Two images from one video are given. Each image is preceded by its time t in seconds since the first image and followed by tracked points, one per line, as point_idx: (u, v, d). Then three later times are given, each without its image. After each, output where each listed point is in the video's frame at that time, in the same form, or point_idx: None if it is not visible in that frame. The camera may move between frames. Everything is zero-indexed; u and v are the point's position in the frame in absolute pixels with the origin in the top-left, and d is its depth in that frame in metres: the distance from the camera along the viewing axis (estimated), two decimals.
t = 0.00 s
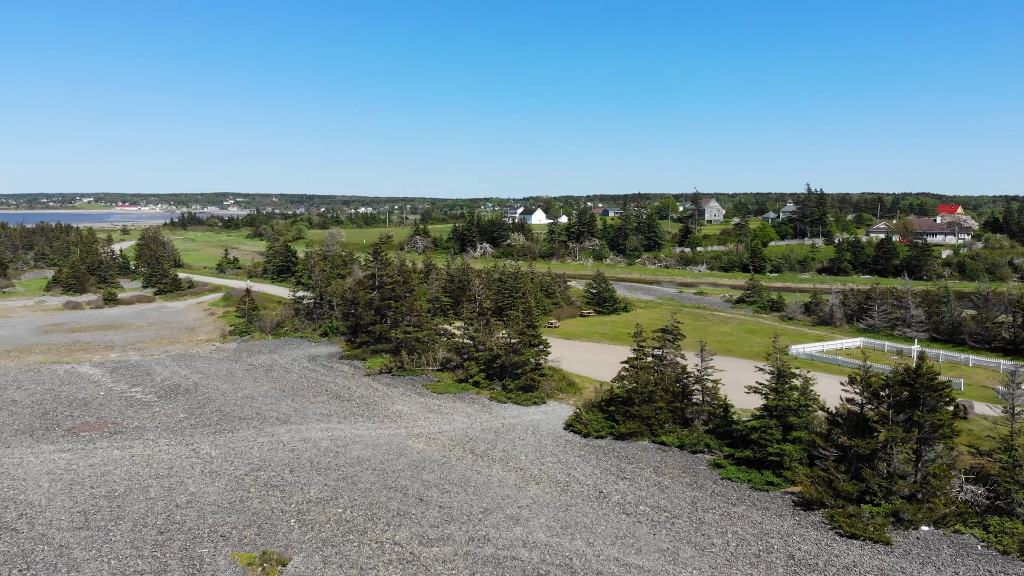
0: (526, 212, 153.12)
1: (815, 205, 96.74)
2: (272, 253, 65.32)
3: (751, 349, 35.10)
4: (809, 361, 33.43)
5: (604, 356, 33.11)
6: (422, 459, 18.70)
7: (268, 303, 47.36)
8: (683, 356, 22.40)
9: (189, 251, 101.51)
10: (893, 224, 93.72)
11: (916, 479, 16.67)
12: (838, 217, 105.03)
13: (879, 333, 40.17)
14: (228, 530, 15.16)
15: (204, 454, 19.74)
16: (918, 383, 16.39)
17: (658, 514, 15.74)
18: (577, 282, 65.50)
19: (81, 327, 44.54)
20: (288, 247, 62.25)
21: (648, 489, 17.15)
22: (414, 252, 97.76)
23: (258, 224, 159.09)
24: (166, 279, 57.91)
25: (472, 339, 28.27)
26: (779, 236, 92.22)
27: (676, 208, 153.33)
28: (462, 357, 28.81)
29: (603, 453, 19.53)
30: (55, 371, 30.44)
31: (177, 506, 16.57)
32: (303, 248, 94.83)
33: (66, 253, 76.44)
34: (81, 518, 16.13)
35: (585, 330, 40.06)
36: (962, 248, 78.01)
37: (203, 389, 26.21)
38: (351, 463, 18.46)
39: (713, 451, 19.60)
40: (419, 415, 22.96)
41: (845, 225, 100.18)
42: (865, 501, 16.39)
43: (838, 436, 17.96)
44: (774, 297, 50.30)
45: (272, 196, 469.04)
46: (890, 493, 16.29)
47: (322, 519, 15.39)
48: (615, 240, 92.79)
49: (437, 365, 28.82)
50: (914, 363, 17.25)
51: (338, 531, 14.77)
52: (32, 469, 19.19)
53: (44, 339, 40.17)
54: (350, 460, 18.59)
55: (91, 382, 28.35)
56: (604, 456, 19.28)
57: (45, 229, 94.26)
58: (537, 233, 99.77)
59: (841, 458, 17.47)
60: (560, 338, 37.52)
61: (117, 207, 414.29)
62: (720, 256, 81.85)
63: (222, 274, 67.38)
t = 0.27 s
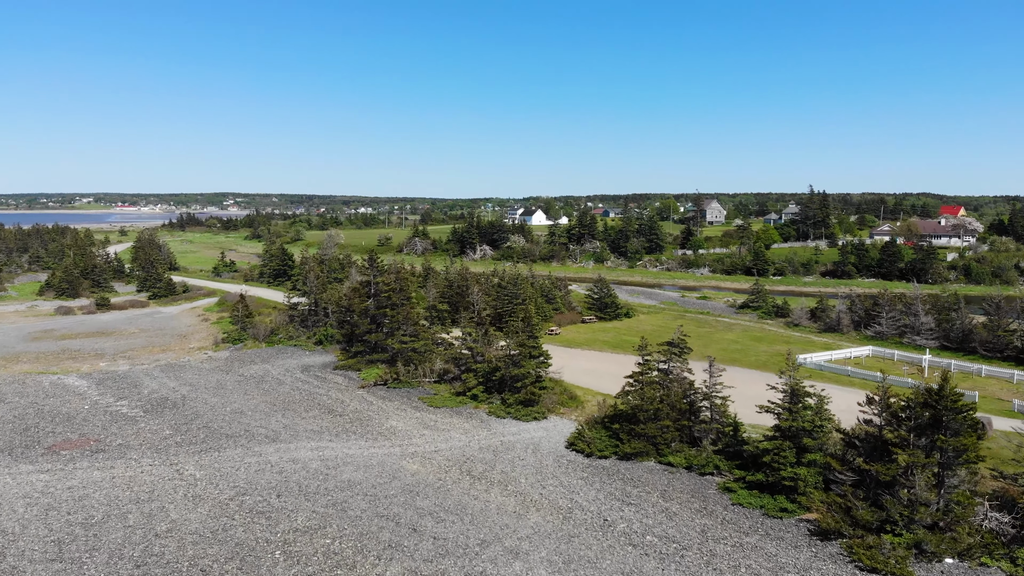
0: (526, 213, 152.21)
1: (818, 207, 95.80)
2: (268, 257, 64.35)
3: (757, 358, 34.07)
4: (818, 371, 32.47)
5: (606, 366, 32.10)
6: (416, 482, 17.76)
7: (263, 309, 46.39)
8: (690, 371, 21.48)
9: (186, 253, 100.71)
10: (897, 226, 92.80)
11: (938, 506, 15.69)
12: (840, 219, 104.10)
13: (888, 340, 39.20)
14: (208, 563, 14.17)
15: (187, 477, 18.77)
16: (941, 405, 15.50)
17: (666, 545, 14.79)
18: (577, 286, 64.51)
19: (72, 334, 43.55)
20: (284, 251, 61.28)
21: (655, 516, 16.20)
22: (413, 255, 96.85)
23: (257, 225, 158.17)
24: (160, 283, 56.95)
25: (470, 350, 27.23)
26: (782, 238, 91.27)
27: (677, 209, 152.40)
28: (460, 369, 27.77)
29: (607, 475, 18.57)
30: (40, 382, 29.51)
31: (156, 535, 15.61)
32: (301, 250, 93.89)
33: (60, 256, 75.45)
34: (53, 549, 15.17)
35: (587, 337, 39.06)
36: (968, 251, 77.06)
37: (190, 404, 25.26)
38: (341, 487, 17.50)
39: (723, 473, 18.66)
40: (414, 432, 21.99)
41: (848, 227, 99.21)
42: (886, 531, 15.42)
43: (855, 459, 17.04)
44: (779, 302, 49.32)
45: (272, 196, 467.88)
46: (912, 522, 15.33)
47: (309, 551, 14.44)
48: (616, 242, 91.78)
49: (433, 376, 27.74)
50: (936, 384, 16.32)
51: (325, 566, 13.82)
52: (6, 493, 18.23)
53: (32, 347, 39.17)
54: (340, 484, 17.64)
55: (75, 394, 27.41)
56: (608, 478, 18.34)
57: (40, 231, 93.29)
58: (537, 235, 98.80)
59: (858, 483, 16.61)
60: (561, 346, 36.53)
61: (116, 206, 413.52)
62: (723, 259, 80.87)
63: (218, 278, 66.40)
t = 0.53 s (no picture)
0: (526, 214, 151.33)
1: (820, 209, 94.86)
2: (264, 260, 63.38)
3: (764, 367, 33.12)
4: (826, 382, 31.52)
5: (608, 376, 31.15)
6: (409, 508, 16.85)
7: (257, 315, 45.42)
8: (698, 387, 20.59)
9: (183, 255, 99.84)
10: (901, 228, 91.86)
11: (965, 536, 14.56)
12: (843, 220, 103.15)
13: (897, 348, 38.30)
14: None
15: (169, 501, 17.85)
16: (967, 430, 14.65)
17: None
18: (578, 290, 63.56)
19: (61, 341, 42.61)
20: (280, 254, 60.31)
21: (663, 546, 15.28)
22: (412, 257, 95.99)
23: (256, 226, 157.34)
24: (154, 287, 56.00)
25: (468, 361, 26.25)
26: (785, 241, 90.30)
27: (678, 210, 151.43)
28: (458, 380, 26.81)
29: (611, 499, 17.65)
30: (25, 394, 28.60)
31: (133, 568, 14.68)
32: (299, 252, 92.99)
33: (54, 259, 74.51)
34: None
35: (588, 344, 38.11)
36: (973, 254, 76.10)
37: (177, 420, 24.37)
38: (330, 514, 16.58)
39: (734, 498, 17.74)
40: (409, 450, 21.10)
41: (851, 229, 98.21)
42: (909, 564, 14.40)
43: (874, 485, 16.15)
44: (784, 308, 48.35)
45: (271, 197, 467.06)
46: (936, 554, 14.23)
47: None
48: (617, 245, 90.82)
49: (430, 389, 26.76)
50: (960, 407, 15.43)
51: None
52: None
53: (20, 356, 38.26)
54: (329, 511, 16.75)
55: (60, 407, 26.54)
56: (612, 503, 17.43)
57: (36, 234, 92.42)
58: (537, 237, 97.88)
59: (876, 510, 15.77)
60: (562, 355, 35.59)
61: (115, 207, 412.72)
62: (725, 261, 79.94)
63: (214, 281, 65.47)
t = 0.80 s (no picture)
0: (526, 215, 150.37)
1: (823, 211, 93.94)
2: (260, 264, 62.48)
3: (771, 378, 32.18)
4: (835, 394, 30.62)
5: (610, 387, 30.21)
6: (402, 537, 15.94)
7: (252, 321, 44.56)
8: (706, 405, 19.70)
9: (180, 258, 98.91)
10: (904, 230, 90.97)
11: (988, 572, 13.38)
12: (846, 222, 102.23)
13: (906, 357, 37.44)
14: None
15: (150, 528, 16.96)
16: (993, 456, 13.81)
17: None
18: (579, 294, 62.61)
19: (51, 348, 41.65)
20: (276, 258, 59.39)
21: None
22: (411, 259, 95.05)
23: (254, 228, 156.45)
24: (147, 292, 55.05)
25: (466, 374, 25.29)
26: (788, 243, 89.41)
27: (679, 211, 150.60)
28: (455, 394, 25.81)
29: (615, 526, 16.74)
30: (7, 407, 27.70)
31: None
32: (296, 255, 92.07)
33: (48, 262, 73.55)
34: None
35: (590, 352, 37.15)
36: (979, 257, 75.18)
37: (164, 437, 23.46)
38: (318, 544, 15.67)
39: (746, 525, 16.80)
40: (404, 470, 20.18)
41: (854, 231, 97.30)
42: None
43: (895, 515, 15.29)
44: (789, 314, 47.44)
45: (271, 197, 466.07)
46: None
47: None
48: (618, 247, 89.86)
49: (427, 402, 25.81)
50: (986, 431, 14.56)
51: None
52: None
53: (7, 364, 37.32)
54: (317, 540, 15.84)
55: (43, 421, 25.62)
56: (617, 531, 16.51)
57: (30, 237, 91.37)
58: (537, 239, 96.90)
59: (898, 542, 14.94)
60: (562, 364, 34.65)
61: (114, 207, 411.59)
62: (727, 265, 79.00)
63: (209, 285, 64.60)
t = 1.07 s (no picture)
0: (526, 216, 149.48)
1: (826, 212, 93.02)
2: (256, 267, 61.50)
3: (778, 389, 31.18)
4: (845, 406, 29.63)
5: (612, 398, 29.20)
6: (394, 570, 15.02)
7: (246, 328, 43.61)
8: (716, 424, 18.79)
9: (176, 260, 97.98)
10: (909, 232, 90.03)
11: None
12: (849, 224, 101.34)
13: (915, 365, 36.48)
14: None
15: (128, 559, 16.00)
16: None
17: None
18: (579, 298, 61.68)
19: (39, 356, 40.69)
20: (272, 261, 58.44)
21: None
22: (410, 262, 94.11)
23: (252, 229, 155.51)
24: (140, 297, 54.09)
25: (463, 387, 24.30)
26: (791, 245, 88.47)
27: (680, 213, 149.70)
28: (453, 408, 24.82)
29: (620, 556, 15.82)
30: None
31: None
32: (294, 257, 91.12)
33: (42, 265, 72.55)
34: None
35: (591, 361, 36.16)
36: (985, 260, 74.27)
37: (148, 455, 22.52)
38: None
39: (759, 556, 15.85)
40: (397, 492, 19.22)
41: (857, 233, 96.40)
42: None
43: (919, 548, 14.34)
44: (795, 319, 46.50)
45: (270, 197, 464.99)
46: None
47: None
48: (619, 249, 88.88)
49: (423, 417, 24.84)
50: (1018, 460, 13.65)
51: None
52: None
53: None
54: (304, 573, 14.93)
55: (25, 437, 24.68)
56: (622, 562, 15.56)
57: (24, 239, 90.36)
58: (537, 240, 95.92)
59: None
60: (563, 373, 33.66)
61: (113, 207, 410.67)
62: (730, 267, 78.05)
63: (204, 290, 63.62)
